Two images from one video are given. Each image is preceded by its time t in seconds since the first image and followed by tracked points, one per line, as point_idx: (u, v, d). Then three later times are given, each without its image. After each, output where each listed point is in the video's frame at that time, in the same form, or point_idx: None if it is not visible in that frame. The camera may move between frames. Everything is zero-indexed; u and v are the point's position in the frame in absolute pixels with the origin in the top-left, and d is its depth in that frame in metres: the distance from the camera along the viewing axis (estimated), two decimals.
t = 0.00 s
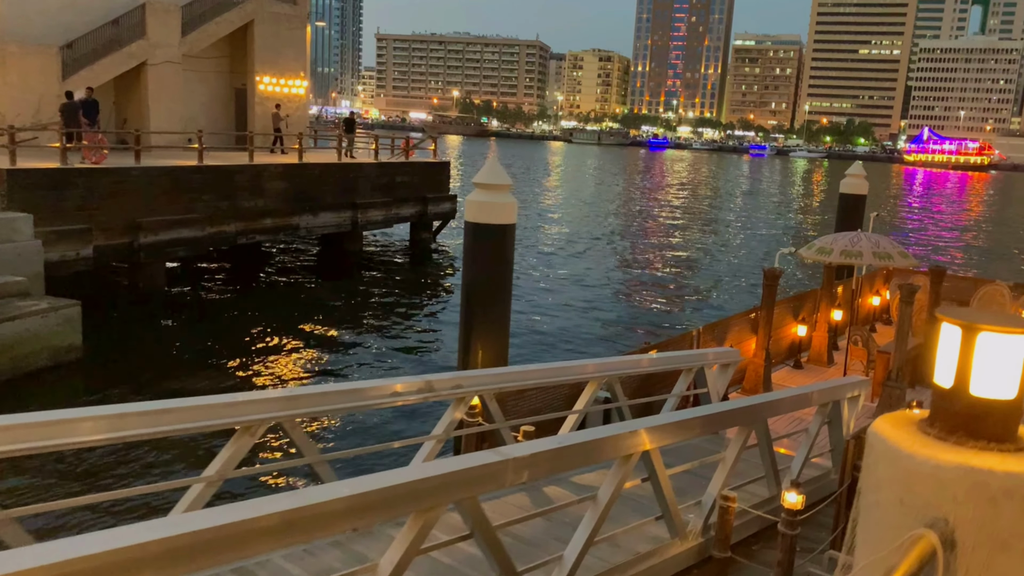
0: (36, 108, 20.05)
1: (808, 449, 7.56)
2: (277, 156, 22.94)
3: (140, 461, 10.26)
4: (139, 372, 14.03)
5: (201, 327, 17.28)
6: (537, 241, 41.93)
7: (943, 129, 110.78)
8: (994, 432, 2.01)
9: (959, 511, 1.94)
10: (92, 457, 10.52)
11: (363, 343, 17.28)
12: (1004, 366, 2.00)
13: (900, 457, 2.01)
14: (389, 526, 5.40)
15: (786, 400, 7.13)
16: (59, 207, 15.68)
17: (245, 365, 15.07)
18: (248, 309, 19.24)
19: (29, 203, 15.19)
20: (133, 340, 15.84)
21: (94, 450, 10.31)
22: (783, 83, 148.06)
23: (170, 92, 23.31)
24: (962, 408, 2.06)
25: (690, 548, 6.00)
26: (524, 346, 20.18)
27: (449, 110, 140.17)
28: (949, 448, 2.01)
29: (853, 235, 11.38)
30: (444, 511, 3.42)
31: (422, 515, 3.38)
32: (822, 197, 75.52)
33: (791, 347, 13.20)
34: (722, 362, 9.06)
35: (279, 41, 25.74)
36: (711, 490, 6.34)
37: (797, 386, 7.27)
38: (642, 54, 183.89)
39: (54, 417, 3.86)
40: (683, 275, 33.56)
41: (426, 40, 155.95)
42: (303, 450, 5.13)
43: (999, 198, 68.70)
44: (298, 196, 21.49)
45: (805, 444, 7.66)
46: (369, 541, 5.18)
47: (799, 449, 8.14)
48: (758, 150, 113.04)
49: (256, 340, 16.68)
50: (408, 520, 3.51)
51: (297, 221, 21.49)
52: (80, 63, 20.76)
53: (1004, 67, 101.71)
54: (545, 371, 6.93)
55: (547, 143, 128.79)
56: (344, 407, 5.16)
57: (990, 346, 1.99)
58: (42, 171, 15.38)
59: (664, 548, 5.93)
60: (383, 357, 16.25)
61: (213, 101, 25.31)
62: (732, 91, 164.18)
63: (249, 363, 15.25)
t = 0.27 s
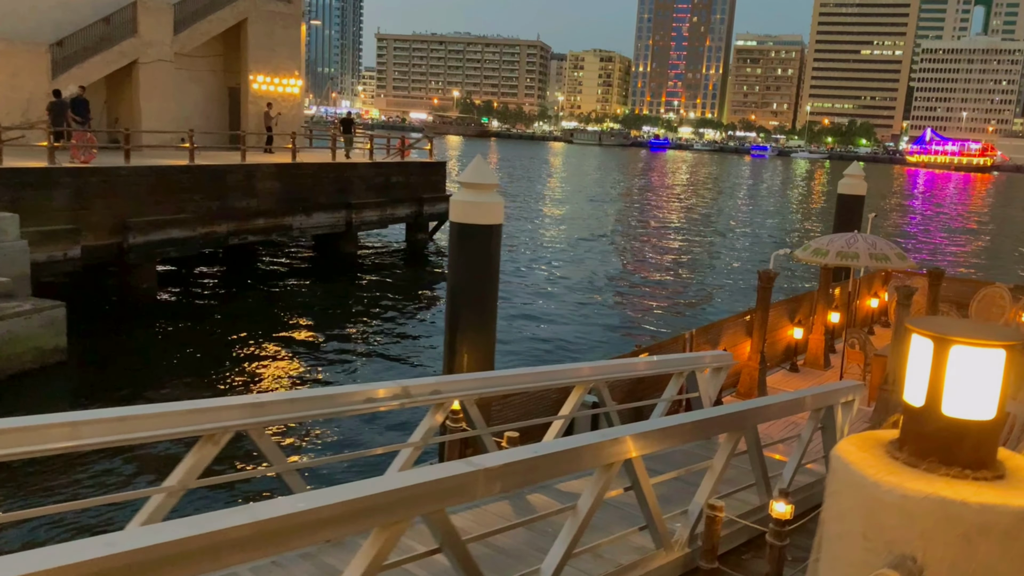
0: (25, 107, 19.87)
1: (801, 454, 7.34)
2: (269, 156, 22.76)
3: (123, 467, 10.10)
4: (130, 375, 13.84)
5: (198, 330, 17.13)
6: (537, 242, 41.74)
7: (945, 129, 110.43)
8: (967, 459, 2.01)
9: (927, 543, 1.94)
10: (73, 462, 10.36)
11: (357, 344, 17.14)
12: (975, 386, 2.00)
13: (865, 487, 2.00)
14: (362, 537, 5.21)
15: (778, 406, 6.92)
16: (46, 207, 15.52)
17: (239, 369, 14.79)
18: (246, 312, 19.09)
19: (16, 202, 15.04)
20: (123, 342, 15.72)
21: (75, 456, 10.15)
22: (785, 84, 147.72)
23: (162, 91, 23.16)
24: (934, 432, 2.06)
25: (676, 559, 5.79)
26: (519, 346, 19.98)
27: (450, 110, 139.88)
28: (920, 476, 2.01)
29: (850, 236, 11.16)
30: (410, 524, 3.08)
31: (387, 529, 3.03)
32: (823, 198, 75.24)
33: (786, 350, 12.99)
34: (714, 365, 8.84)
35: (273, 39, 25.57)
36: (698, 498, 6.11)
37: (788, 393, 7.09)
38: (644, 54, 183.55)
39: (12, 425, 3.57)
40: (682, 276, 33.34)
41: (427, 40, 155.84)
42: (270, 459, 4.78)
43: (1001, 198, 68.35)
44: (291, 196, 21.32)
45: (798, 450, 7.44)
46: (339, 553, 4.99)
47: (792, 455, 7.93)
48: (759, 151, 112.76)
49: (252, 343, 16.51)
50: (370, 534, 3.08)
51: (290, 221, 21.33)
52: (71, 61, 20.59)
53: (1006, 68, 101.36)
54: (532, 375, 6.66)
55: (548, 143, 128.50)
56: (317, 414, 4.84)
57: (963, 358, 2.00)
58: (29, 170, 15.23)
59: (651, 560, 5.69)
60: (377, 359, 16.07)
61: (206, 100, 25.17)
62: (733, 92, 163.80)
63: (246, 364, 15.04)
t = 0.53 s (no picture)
0: (15, 105, 19.74)
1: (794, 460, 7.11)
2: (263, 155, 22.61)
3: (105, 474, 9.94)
4: (120, 377, 13.70)
5: (190, 332, 16.95)
6: (536, 241, 41.55)
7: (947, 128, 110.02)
8: (934, 501, 1.84)
9: None
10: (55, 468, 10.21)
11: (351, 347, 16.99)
12: (942, 411, 1.82)
13: (820, 534, 1.81)
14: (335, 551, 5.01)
15: (769, 411, 6.71)
16: (33, 207, 15.37)
17: (232, 374, 14.60)
18: (239, 313, 18.92)
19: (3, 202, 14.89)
20: (115, 345, 15.58)
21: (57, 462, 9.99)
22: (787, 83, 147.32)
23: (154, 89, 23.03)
24: (896, 470, 1.87)
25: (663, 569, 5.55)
26: (514, 346, 19.78)
27: (451, 109, 139.59)
28: (883, 522, 1.82)
29: (846, 237, 10.93)
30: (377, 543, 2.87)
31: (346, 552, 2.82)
32: (825, 197, 74.94)
33: (783, 352, 12.78)
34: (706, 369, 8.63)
35: (268, 37, 25.42)
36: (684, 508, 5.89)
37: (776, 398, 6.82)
38: (646, 53, 183.11)
39: None
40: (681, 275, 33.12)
41: (428, 40, 155.87)
42: (236, 471, 4.50)
43: (1003, 197, 68.09)
44: (284, 195, 21.14)
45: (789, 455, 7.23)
46: (306, 567, 4.80)
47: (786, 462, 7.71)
48: (761, 150, 112.45)
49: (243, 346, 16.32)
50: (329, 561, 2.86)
51: (283, 220, 21.15)
52: (62, 58, 20.44)
53: (1009, 66, 100.91)
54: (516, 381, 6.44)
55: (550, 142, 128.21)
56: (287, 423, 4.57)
57: (930, 383, 1.82)
58: (16, 169, 15.07)
59: (635, 572, 5.47)
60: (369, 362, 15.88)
61: (200, 98, 25.05)
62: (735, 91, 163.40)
63: (238, 369, 14.85)
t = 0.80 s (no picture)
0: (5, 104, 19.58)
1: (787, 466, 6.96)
2: (257, 153, 22.48)
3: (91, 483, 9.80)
4: (111, 381, 13.59)
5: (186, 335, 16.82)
6: (534, 240, 41.39)
7: (948, 125, 109.72)
8: (902, 557, 1.93)
9: None
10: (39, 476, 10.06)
11: (345, 348, 16.88)
12: (905, 458, 1.91)
13: None
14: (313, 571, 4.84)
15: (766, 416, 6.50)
16: (22, 207, 15.19)
17: (227, 377, 14.46)
18: (234, 314, 18.77)
19: None
20: (107, 347, 15.45)
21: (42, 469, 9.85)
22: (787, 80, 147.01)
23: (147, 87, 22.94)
24: (858, 526, 1.96)
25: None
26: (509, 345, 19.60)
27: (451, 106, 139.27)
28: None
29: (843, 235, 10.74)
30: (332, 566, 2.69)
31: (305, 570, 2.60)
32: (824, 194, 74.76)
33: (779, 352, 12.61)
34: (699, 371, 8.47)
35: (262, 34, 25.29)
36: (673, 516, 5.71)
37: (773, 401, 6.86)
38: (646, 50, 182.78)
39: None
40: (680, 273, 32.96)
41: (428, 38, 155.77)
42: (202, 480, 4.20)
43: (1004, 194, 67.91)
44: (278, 194, 20.96)
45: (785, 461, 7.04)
46: None
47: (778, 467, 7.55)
48: (762, 147, 112.16)
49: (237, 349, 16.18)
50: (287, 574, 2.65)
51: (277, 219, 20.99)
52: (53, 56, 20.29)
53: (1010, 63, 100.64)
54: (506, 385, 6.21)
55: (549, 140, 127.96)
56: (259, 432, 4.25)
57: (894, 424, 1.91)
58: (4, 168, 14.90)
59: None
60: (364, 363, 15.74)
61: (194, 96, 24.95)
62: (735, 87, 163.09)
63: (235, 373, 14.73)
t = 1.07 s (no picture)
0: None
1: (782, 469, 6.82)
2: (252, 152, 22.31)
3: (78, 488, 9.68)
4: (104, 387, 13.43)
5: (182, 334, 16.71)
6: (534, 239, 41.26)
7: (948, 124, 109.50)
8: None
9: None
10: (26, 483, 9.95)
11: (341, 347, 16.76)
12: (882, 501, 1.85)
13: None
14: None
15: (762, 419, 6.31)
16: (11, 207, 15.04)
17: (223, 376, 14.38)
18: (229, 314, 18.63)
19: None
20: (100, 350, 15.29)
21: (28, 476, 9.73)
22: (788, 79, 146.81)
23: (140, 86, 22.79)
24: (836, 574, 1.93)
25: None
26: (505, 344, 19.44)
27: (451, 106, 139.15)
28: None
29: (841, 235, 10.57)
30: None
31: None
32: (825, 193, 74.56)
33: (776, 352, 12.44)
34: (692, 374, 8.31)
35: (257, 33, 25.18)
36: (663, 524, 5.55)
37: (766, 405, 6.82)
38: (646, 49, 182.61)
39: None
40: (679, 271, 32.80)
41: (428, 38, 155.78)
42: (169, 492, 3.89)
43: (1005, 193, 67.71)
44: (273, 194, 20.79)
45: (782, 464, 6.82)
46: None
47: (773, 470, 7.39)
48: (762, 146, 112.01)
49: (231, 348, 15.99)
50: None
51: (272, 219, 20.82)
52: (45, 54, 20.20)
53: (1010, 62, 100.39)
54: (493, 389, 6.06)
55: (549, 140, 127.72)
56: (230, 441, 3.92)
57: (868, 467, 1.85)
58: None
59: None
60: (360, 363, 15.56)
61: (188, 95, 24.86)
62: (736, 86, 162.90)
63: (230, 373, 14.54)
